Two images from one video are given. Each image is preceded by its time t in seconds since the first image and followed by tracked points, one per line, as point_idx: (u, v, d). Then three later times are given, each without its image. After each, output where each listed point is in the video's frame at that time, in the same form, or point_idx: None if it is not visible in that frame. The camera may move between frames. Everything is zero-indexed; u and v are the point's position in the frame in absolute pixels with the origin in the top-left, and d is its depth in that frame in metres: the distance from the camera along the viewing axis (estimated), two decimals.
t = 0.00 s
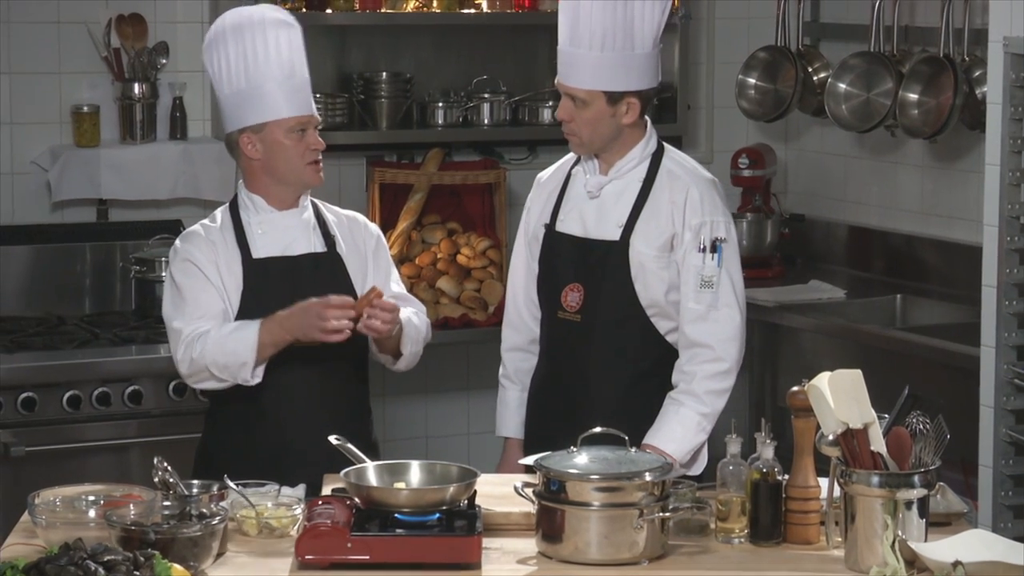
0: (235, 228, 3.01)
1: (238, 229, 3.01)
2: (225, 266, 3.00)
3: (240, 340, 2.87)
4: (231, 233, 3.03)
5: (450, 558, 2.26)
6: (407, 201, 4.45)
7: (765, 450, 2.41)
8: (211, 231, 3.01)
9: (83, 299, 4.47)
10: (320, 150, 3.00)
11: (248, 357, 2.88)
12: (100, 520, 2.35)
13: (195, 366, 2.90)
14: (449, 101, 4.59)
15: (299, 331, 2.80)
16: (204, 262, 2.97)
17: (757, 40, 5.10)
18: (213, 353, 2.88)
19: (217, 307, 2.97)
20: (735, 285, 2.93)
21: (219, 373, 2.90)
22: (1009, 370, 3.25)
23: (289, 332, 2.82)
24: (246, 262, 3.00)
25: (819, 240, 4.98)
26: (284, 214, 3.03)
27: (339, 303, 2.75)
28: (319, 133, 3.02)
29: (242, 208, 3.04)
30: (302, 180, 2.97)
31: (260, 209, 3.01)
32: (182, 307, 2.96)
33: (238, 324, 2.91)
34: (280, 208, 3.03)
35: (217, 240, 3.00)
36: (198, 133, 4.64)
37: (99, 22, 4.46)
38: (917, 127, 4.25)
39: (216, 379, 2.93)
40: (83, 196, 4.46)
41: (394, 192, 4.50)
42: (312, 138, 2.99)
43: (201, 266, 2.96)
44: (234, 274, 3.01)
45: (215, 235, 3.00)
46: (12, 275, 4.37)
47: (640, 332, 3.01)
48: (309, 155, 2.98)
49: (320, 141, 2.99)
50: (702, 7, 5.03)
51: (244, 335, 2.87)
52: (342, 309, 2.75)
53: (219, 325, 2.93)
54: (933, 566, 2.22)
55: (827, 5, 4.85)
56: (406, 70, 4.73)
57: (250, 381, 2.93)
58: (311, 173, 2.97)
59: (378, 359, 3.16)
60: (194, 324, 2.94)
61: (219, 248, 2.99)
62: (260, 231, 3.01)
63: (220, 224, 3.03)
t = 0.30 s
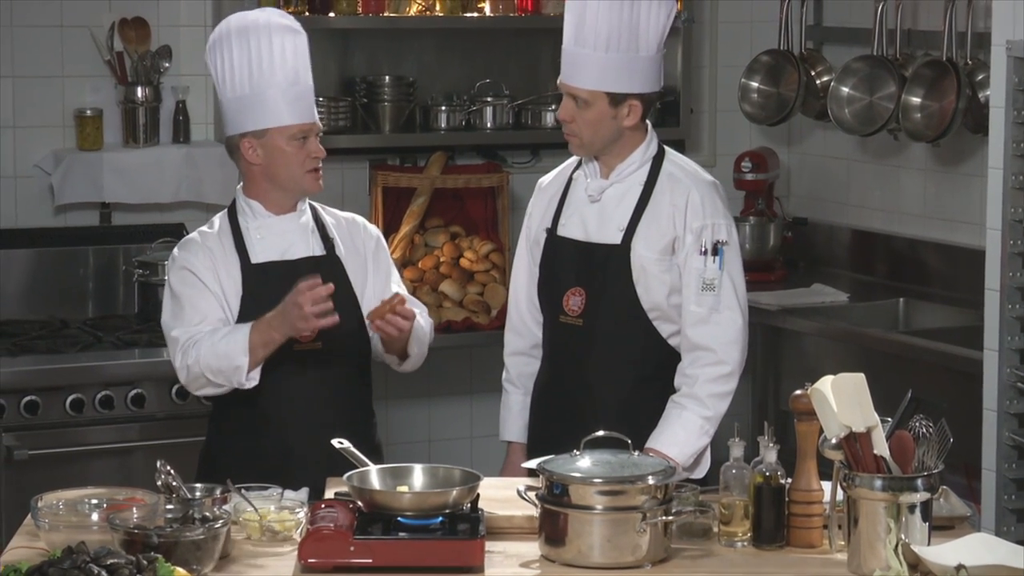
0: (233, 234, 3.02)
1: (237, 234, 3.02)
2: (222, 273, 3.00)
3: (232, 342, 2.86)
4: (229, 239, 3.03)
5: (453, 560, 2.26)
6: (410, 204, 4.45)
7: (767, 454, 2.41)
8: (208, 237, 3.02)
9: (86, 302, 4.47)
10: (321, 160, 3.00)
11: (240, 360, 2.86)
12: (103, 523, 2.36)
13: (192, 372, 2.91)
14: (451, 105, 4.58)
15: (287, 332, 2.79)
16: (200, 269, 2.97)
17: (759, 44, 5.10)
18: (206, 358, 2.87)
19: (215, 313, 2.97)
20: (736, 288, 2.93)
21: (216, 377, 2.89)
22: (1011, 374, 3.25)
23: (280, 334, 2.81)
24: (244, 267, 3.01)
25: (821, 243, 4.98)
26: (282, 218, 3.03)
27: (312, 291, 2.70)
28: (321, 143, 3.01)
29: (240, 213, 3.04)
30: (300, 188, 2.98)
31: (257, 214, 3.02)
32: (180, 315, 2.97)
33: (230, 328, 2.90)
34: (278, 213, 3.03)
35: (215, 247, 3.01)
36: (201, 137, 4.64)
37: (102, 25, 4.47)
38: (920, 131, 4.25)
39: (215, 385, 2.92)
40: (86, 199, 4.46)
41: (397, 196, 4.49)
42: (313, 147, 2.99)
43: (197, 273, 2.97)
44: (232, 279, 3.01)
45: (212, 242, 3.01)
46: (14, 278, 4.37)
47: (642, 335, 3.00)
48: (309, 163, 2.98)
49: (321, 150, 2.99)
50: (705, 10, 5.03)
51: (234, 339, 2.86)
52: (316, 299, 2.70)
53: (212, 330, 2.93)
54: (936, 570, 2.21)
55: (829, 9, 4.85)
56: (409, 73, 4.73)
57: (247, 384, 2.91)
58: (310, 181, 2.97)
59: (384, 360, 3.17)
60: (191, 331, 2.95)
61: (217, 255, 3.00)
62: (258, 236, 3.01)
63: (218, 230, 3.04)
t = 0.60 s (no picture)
0: (237, 235, 3.02)
1: (240, 235, 3.02)
2: (226, 274, 3.00)
3: (236, 345, 2.86)
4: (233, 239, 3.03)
5: (459, 560, 2.26)
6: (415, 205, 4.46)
7: (772, 454, 2.42)
8: (212, 238, 3.01)
9: (92, 303, 4.48)
10: (326, 154, 3.00)
11: (244, 362, 2.86)
12: (108, 523, 2.36)
13: (196, 374, 2.91)
14: (457, 105, 4.58)
15: (292, 335, 2.79)
16: (203, 270, 2.97)
17: (764, 44, 5.10)
18: (210, 360, 2.87)
19: (218, 314, 2.97)
20: (745, 289, 2.93)
21: (219, 380, 2.89)
22: (1017, 375, 3.24)
23: (284, 336, 2.81)
24: (247, 268, 3.01)
25: (827, 244, 4.98)
26: (285, 219, 3.02)
27: (319, 294, 2.69)
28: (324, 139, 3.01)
29: (243, 213, 3.04)
30: (305, 185, 2.97)
31: (260, 214, 3.01)
32: (183, 316, 2.98)
33: (234, 330, 2.90)
34: (281, 213, 3.03)
35: (218, 248, 3.00)
36: (207, 137, 4.64)
37: (108, 26, 4.47)
38: (926, 131, 4.25)
39: (217, 387, 2.93)
40: (91, 200, 4.46)
41: (402, 197, 4.50)
42: (315, 143, 2.99)
43: (201, 273, 2.97)
44: (235, 280, 3.01)
45: (215, 243, 3.01)
46: (20, 279, 4.37)
47: (648, 336, 3.00)
48: (315, 159, 2.98)
49: (324, 146, 2.99)
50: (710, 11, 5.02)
51: (238, 341, 2.86)
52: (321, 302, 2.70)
53: (217, 332, 2.93)
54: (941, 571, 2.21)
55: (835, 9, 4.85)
56: (414, 73, 4.73)
57: (250, 386, 2.91)
58: (316, 177, 2.97)
59: (385, 360, 3.17)
60: (194, 332, 2.95)
61: (220, 256, 3.00)
62: (262, 237, 3.02)
63: (221, 231, 3.03)
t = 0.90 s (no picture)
0: (242, 234, 3.02)
1: (245, 234, 3.01)
2: (231, 273, 3.00)
3: (241, 345, 2.87)
4: (238, 238, 3.03)
5: (465, 561, 2.26)
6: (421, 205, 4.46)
7: (779, 454, 2.42)
8: (217, 237, 3.01)
9: (99, 303, 4.48)
10: (333, 157, 2.99)
11: (249, 361, 2.87)
12: (115, 523, 2.36)
13: (200, 372, 2.91)
14: (463, 105, 4.58)
15: (296, 333, 2.79)
16: (208, 268, 2.97)
17: (771, 44, 5.10)
18: (215, 359, 2.88)
19: (223, 313, 2.98)
20: (752, 289, 2.93)
21: (224, 378, 2.90)
22: None
23: (288, 333, 2.81)
24: (251, 267, 3.01)
25: (834, 244, 4.98)
26: (290, 217, 3.03)
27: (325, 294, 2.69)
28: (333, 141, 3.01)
29: (249, 212, 3.04)
30: (311, 186, 2.97)
31: (265, 214, 3.02)
32: (187, 314, 2.98)
33: (239, 330, 2.90)
34: (285, 213, 3.03)
35: (223, 247, 3.00)
36: (213, 137, 4.64)
37: (115, 25, 4.48)
38: (932, 131, 4.25)
39: (221, 385, 2.93)
40: (98, 200, 4.46)
41: (408, 197, 4.50)
42: (325, 145, 2.99)
43: (206, 272, 2.97)
44: (239, 279, 3.01)
45: (220, 242, 3.01)
46: (26, 279, 4.38)
47: (654, 337, 3.00)
48: (321, 161, 2.97)
49: (332, 149, 2.99)
50: (717, 10, 5.02)
51: (244, 340, 2.87)
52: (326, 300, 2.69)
53: (221, 330, 2.94)
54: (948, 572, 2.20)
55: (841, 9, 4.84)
56: (421, 74, 4.73)
57: (254, 385, 2.92)
58: (320, 180, 2.97)
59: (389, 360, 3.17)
60: (199, 331, 2.95)
61: (225, 255, 3.00)
62: (267, 236, 3.02)
63: (227, 230, 3.03)
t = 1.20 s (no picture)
0: (248, 234, 3.02)
1: (251, 234, 3.02)
2: (235, 271, 3.00)
3: (245, 344, 2.86)
4: (244, 237, 3.03)
5: (472, 561, 2.26)
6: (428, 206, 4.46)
7: (785, 455, 2.42)
8: (222, 234, 3.01)
9: (105, 304, 4.49)
10: (342, 159, 2.99)
11: (251, 362, 2.86)
12: (122, 524, 2.36)
13: (201, 370, 2.91)
14: (470, 106, 4.58)
15: (300, 336, 2.78)
16: (212, 265, 2.97)
17: (777, 45, 5.10)
18: (217, 358, 2.88)
19: (226, 311, 2.97)
20: (757, 290, 2.92)
21: (225, 377, 2.90)
22: None
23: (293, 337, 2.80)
24: (256, 267, 3.01)
25: (841, 245, 4.97)
26: (296, 217, 3.03)
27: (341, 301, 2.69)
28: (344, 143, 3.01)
29: (255, 211, 3.04)
30: (317, 187, 2.98)
31: (272, 213, 3.02)
32: (191, 310, 2.98)
33: (242, 329, 2.89)
34: (292, 212, 3.04)
35: (228, 245, 3.00)
36: (220, 138, 4.65)
37: (121, 26, 4.48)
38: (940, 132, 4.25)
39: (222, 383, 2.93)
40: (105, 200, 4.46)
41: (415, 198, 4.50)
42: (336, 148, 2.99)
43: (210, 269, 2.97)
44: (243, 278, 3.01)
45: (226, 240, 3.01)
46: (33, 280, 4.38)
47: (660, 338, 3.00)
48: (330, 162, 2.98)
49: (342, 151, 2.99)
50: (723, 11, 5.02)
51: (247, 339, 2.86)
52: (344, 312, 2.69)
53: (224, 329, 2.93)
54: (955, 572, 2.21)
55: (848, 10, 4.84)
56: (428, 75, 4.74)
57: (256, 385, 2.92)
58: (328, 181, 2.97)
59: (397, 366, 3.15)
60: (202, 328, 2.95)
61: (230, 253, 3.00)
62: (272, 235, 3.02)
63: (233, 228, 3.03)
